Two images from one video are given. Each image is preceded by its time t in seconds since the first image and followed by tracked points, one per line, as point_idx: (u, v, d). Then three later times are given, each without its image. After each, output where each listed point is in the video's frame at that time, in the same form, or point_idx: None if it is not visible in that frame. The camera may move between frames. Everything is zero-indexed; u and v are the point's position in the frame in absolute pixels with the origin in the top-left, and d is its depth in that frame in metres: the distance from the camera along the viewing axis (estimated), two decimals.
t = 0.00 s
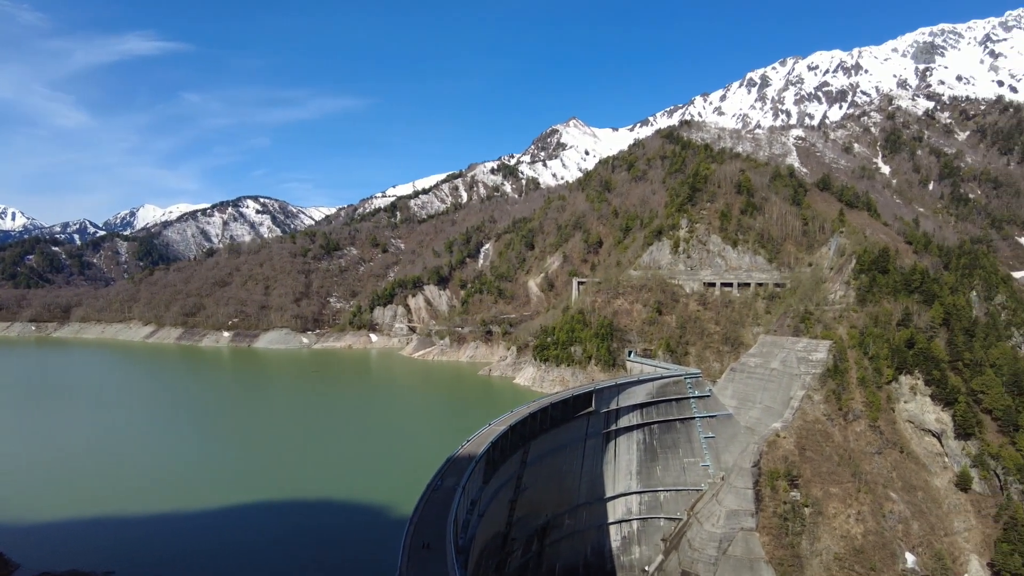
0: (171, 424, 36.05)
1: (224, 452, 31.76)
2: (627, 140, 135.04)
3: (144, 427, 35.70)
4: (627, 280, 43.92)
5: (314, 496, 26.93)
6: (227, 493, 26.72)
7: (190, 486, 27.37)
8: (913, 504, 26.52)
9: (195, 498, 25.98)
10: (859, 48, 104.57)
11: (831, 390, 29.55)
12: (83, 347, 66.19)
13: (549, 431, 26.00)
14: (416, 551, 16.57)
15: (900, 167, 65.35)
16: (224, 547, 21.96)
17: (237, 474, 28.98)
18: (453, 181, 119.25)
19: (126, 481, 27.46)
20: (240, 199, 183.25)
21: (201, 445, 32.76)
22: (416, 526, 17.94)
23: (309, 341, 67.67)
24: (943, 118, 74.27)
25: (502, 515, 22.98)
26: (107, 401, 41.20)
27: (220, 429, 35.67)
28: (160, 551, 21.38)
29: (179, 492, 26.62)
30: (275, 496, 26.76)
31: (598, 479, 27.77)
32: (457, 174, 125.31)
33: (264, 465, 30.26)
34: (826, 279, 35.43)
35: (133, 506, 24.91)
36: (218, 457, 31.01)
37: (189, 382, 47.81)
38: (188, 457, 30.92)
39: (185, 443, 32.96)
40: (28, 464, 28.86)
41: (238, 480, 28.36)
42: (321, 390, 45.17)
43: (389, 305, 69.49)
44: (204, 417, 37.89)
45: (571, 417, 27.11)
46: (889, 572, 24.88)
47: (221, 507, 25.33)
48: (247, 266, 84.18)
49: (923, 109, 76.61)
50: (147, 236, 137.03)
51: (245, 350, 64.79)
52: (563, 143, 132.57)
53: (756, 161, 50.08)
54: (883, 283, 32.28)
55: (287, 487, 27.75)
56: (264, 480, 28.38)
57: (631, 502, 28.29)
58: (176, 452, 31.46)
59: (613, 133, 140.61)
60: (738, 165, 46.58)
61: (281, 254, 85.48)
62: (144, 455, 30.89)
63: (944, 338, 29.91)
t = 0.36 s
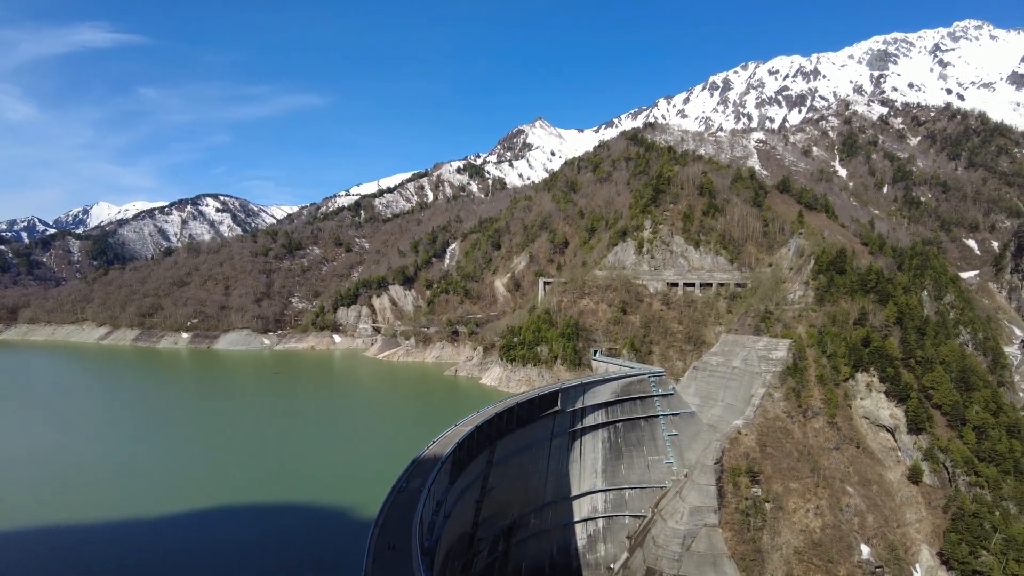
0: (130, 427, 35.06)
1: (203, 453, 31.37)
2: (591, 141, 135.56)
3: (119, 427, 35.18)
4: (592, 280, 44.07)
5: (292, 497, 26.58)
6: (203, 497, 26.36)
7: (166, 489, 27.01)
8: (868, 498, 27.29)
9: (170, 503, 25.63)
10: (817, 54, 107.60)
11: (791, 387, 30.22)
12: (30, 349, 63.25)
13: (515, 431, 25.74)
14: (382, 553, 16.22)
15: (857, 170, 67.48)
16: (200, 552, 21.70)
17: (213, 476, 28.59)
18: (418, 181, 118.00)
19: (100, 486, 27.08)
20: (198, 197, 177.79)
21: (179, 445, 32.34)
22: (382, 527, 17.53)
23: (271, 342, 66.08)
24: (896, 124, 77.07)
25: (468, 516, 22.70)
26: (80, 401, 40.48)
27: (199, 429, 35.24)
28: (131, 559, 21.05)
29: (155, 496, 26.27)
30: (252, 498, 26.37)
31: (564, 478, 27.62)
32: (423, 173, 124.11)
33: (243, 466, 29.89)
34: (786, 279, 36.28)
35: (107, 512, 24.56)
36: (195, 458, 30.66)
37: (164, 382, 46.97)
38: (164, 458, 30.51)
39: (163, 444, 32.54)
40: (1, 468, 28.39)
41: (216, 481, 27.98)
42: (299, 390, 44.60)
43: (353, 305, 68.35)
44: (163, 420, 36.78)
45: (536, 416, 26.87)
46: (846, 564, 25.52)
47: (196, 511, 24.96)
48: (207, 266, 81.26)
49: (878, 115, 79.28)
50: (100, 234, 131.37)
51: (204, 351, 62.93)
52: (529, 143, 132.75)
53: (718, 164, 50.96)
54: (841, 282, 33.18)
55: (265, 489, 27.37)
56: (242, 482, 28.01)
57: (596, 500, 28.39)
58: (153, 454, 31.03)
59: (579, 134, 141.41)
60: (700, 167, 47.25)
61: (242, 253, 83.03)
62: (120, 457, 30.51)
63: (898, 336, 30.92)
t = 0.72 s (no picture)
0: (88, 432, 33.90)
1: (194, 453, 31.18)
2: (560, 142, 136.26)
3: (108, 427, 34.92)
4: (560, 280, 44.13)
5: (273, 500, 26.23)
6: (191, 497, 26.18)
7: (154, 489, 26.83)
8: (828, 492, 27.98)
9: (158, 504, 25.45)
10: (780, 58, 109.92)
11: (754, 385, 30.82)
12: None
13: (483, 431, 25.56)
14: (347, 555, 15.96)
15: (817, 173, 69.25)
16: (170, 557, 21.24)
17: (203, 476, 28.40)
18: (385, 179, 116.48)
19: (89, 486, 26.92)
20: (158, 195, 172.76)
21: (170, 445, 32.16)
22: (347, 529, 17.26)
23: (233, 343, 64.77)
24: (855, 128, 79.35)
25: (436, 518, 22.54)
26: (67, 401, 40.12)
27: (191, 429, 35.04)
28: (116, 561, 20.90)
29: (144, 496, 26.11)
30: (242, 499, 26.17)
31: (532, 477, 27.57)
32: (389, 172, 122.71)
33: (233, 467, 29.67)
34: (749, 279, 37.01)
35: (95, 513, 24.39)
36: (186, 458, 30.48)
37: (132, 384, 45.80)
38: (154, 458, 30.31)
39: (155, 443, 32.37)
40: None
41: (196, 484, 27.57)
42: (288, 390, 44.25)
43: (317, 305, 67.24)
44: (122, 423, 35.64)
45: (504, 416, 26.70)
46: (807, 557, 26.20)
47: (184, 512, 24.77)
48: (166, 266, 78.92)
49: (837, 119, 81.41)
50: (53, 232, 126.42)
51: (163, 353, 61.25)
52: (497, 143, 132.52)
53: (683, 165, 51.60)
54: (802, 282, 33.95)
55: (254, 490, 27.16)
56: (232, 483, 27.82)
57: (564, 498, 28.53)
58: (143, 454, 30.84)
59: (547, 134, 141.68)
60: (666, 169, 47.75)
61: (203, 253, 80.78)
62: (110, 456, 30.34)
63: (857, 334, 31.75)
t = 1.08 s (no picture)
0: (45, 436, 32.72)
1: (186, 453, 31.05)
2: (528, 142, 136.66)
3: (98, 427, 34.73)
4: (528, 280, 44.08)
5: (240, 504, 25.74)
6: (182, 499, 26.03)
7: (145, 490, 26.68)
8: (790, 487, 28.63)
9: (149, 504, 25.33)
10: (744, 61, 111.94)
11: (718, 383, 31.36)
12: None
13: (451, 432, 25.43)
14: (314, 558, 15.76)
15: (779, 175, 70.87)
16: (132, 564, 20.67)
17: (194, 477, 28.25)
18: (351, 178, 114.76)
19: (57, 491, 26.28)
20: (115, 192, 167.36)
21: (161, 446, 32.02)
22: (312, 532, 17.01)
23: (195, 345, 63.36)
24: (816, 131, 81.38)
25: (403, 520, 22.36)
26: (55, 401, 39.83)
27: (183, 429, 34.92)
28: (105, 562, 20.79)
29: (135, 497, 25.97)
30: (232, 501, 25.99)
31: (500, 477, 27.55)
32: (356, 170, 121.06)
33: (225, 467, 29.52)
34: (712, 279, 37.63)
35: (84, 514, 24.27)
36: (177, 459, 30.32)
37: (93, 387, 44.40)
38: (145, 458, 30.21)
39: (147, 444, 32.24)
40: None
41: (161, 489, 26.89)
42: (278, 391, 44.01)
43: (281, 306, 66.02)
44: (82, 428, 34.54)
45: (472, 417, 26.59)
46: (769, 551, 26.76)
47: (174, 514, 24.61)
48: (123, 266, 76.55)
49: (798, 122, 83.40)
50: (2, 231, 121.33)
51: (121, 356, 59.58)
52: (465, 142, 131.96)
53: (648, 167, 52.11)
54: (764, 282, 34.61)
55: (246, 492, 27.02)
56: (224, 484, 27.64)
57: (532, 497, 28.60)
58: (115, 458, 30.20)
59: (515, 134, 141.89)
60: (632, 170, 48.15)
61: (162, 252, 78.56)
62: (102, 457, 30.20)
63: (817, 333, 32.55)
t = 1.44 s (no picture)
0: (16, 440, 31.91)
1: (178, 454, 30.78)
2: (506, 143, 136.86)
3: (94, 427, 34.54)
4: (505, 280, 43.95)
5: (218, 507, 25.34)
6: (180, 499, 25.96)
7: (144, 490, 26.61)
8: (764, 485, 29.08)
9: (147, 504, 25.27)
10: (719, 64, 113.34)
11: (693, 381, 31.71)
12: None
13: (428, 432, 25.31)
14: (289, 560, 15.56)
15: (753, 176, 71.91)
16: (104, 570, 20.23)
17: (192, 477, 28.17)
18: (326, 176, 113.34)
19: (28, 495, 25.65)
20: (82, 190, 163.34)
21: (158, 446, 31.88)
22: (287, 533, 16.82)
23: (166, 346, 62.29)
24: (789, 133, 82.70)
25: (380, 521, 22.21)
26: (27, 404, 38.86)
27: (180, 429, 34.78)
28: (104, 562, 20.75)
29: (132, 497, 25.90)
30: (229, 502, 25.91)
31: (477, 477, 27.49)
32: (331, 168, 119.65)
33: (216, 468, 29.31)
34: (687, 279, 38.02)
35: (76, 515, 24.06)
36: (175, 458, 30.26)
37: (65, 389, 43.40)
38: (143, 459, 30.09)
39: (144, 444, 32.09)
40: None
41: (135, 492, 26.36)
42: (272, 391, 43.83)
43: (255, 306, 65.12)
44: (54, 430, 33.73)
45: (449, 417, 26.46)
46: (744, 548, 27.18)
47: (173, 514, 24.55)
48: (90, 265, 74.74)
49: (772, 124, 84.67)
50: None
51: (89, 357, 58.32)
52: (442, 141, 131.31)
53: (624, 168, 52.44)
54: (738, 282, 35.09)
55: (238, 493, 26.88)
56: (221, 485, 27.55)
57: (509, 497, 28.58)
58: (89, 461, 29.55)
59: (492, 134, 141.73)
60: (608, 171, 48.36)
61: (132, 251, 76.88)
62: (99, 456, 30.06)
63: (790, 332, 33.07)
